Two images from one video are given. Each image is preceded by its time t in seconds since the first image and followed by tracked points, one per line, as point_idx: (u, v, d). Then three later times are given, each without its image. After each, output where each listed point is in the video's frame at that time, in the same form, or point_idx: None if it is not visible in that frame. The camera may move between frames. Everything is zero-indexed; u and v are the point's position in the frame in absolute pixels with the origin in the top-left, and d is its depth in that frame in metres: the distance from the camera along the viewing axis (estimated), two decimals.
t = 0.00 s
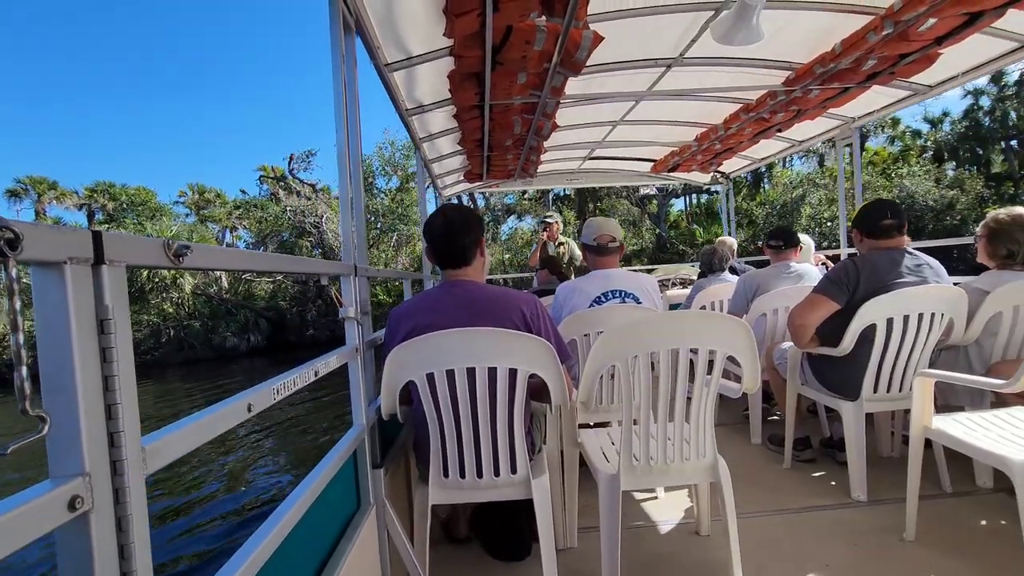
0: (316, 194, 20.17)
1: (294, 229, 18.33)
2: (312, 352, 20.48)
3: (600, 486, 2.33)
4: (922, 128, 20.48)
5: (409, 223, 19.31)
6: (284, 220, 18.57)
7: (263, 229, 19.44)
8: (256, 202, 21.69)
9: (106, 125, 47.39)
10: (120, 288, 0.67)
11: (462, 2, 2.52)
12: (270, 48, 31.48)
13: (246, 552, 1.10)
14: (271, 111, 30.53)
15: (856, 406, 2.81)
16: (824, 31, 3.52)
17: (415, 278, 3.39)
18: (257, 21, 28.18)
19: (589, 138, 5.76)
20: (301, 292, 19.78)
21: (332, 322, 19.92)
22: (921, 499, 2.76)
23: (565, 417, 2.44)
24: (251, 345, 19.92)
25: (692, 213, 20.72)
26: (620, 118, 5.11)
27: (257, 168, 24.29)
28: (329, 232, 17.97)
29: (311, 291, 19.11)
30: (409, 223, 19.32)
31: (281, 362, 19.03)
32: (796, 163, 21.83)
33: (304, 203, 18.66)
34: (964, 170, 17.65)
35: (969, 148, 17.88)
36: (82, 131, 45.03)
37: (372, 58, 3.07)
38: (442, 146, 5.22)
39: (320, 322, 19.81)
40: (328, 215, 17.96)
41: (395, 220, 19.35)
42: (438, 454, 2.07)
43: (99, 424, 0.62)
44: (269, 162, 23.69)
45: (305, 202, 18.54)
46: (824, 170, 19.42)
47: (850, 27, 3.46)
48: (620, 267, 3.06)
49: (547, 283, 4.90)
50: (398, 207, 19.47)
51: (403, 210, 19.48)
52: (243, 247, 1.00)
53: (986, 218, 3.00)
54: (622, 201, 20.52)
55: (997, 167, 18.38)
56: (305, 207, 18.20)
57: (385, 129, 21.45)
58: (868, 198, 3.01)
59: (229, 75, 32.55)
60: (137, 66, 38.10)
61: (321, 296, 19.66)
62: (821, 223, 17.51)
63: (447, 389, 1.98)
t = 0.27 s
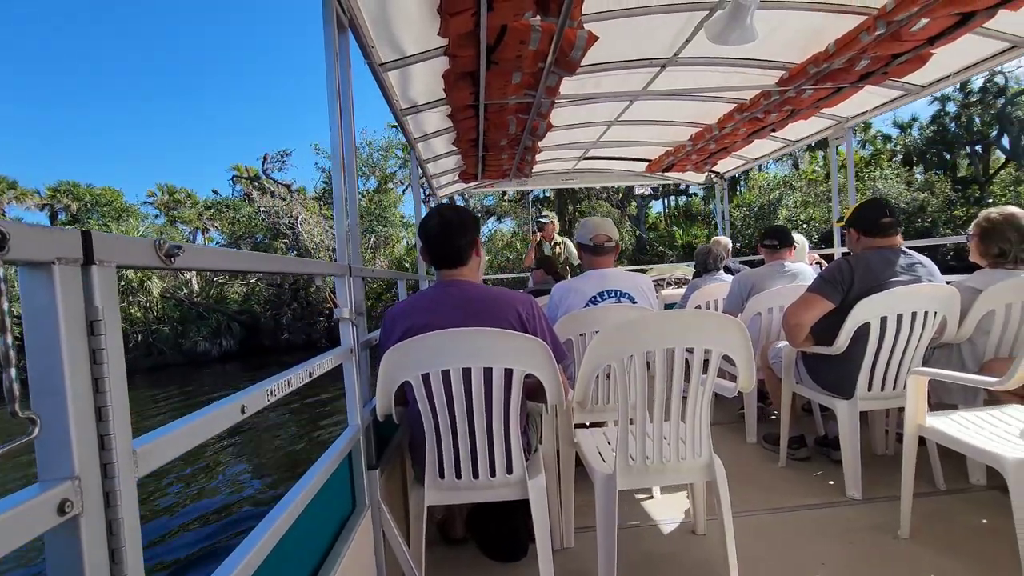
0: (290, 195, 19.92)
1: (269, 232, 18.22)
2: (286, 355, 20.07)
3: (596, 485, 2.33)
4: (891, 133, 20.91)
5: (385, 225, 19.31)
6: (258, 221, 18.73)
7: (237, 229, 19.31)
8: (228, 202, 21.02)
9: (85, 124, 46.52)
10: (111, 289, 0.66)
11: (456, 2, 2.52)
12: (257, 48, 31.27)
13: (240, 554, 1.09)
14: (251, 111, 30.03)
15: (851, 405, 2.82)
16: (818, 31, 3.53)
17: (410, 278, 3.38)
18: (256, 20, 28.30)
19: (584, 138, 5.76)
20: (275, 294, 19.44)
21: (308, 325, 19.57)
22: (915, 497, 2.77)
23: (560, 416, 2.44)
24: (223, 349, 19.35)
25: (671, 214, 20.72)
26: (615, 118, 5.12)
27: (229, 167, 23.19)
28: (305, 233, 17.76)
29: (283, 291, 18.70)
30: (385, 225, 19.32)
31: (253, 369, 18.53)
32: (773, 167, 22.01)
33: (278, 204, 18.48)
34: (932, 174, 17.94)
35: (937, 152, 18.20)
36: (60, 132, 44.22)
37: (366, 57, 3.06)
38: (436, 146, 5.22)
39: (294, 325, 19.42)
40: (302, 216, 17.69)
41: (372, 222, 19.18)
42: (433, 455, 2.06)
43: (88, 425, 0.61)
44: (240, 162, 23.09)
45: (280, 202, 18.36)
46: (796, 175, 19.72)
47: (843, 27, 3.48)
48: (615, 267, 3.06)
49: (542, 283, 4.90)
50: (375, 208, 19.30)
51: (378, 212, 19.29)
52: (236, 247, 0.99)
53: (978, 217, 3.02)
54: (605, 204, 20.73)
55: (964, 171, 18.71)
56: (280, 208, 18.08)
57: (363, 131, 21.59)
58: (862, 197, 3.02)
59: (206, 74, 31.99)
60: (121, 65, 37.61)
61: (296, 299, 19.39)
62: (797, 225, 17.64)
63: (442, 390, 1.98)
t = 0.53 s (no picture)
0: (259, 196, 19.31)
1: (238, 234, 16.94)
2: (255, 360, 20.15)
3: (588, 486, 2.32)
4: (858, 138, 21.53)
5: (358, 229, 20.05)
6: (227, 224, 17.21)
7: (204, 232, 18.23)
8: (196, 203, 19.96)
9: (62, 124, 45.67)
10: (91, 293, 0.65)
11: (446, 3, 2.51)
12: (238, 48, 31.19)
13: (227, 559, 1.08)
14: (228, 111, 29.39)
15: (840, 404, 2.84)
16: (807, 33, 3.56)
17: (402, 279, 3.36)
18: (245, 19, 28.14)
19: (575, 139, 5.77)
20: (245, 298, 19.51)
21: (279, 330, 19.52)
22: (904, 495, 2.79)
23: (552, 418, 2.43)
24: (189, 355, 19.37)
25: (648, 217, 20.82)
26: (606, 119, 5.13)
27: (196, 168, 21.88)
28: (275, 236, 16.29)
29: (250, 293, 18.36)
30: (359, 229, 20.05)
31: (223, 376, 18.46)
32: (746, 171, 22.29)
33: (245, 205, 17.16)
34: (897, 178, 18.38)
35: (902, 156, 18.63)
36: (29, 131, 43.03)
37: (356, 58, 3.04)
38: (428, 147, 5.21)
39: (265, 329, 19.42)
40: (275, 216, 16.59)
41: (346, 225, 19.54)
42: (425, 457, 2.05)
43: (66, 433, 0.60)
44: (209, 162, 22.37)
45: (249, 203, 17.02)
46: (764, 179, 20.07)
47: (831, 29, 3.51)
48: (607, 268, 3.06)
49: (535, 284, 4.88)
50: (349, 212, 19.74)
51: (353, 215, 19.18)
52: (220, 250, 0.98)
53: (965, 217, 3.05)
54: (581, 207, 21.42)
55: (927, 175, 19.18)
56: (248, 209, 16.66)
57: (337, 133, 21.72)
58: (850, 198, 3.05)
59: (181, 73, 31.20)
60: (102, 64, 37.04)
61: (266, 303, 19.72)
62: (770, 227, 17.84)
63: (433, 392, 1.97)
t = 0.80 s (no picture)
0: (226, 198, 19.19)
1: (202, 235, 17.04)
2: (220, 365, 19.60)
3: (577, 488, 2.32)
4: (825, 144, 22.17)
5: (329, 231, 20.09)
6: (190, 224, 17.49)
7: (166, 232, 17.97)
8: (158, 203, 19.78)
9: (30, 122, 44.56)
10: (63, 299, 0.64)
11: (434, 3, 2.50)
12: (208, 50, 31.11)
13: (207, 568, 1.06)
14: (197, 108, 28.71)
15: (827, 404, 2.86)
16: (792, 36, 3.60)
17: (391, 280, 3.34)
18: (223, 14, 27.70)
19: (565, 140, 5.78)
20: (212, 302, 18.92)
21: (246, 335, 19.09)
22: (890, 494, 2.82)
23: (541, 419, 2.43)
24: (151, 361, 18.54)
25: (623, 219, 20.95)
26: (596, 121, 5.14)
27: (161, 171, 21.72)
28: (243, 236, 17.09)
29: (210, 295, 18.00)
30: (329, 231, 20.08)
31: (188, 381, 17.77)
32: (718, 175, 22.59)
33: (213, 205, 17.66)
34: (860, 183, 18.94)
35: (865, 161, 19.17)
36: None
37: (344, 58, 3.03)
38: (416, 148, 5.20)
39: (231, 334, 18.86)
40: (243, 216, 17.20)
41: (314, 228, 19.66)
42: (413, 461, 2.03)
43: (37, 445, 0.59)
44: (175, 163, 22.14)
45: (214, 203, 17.49)
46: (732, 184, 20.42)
47: (816, 31, 3.54)
48: (596, 269, 3.06)
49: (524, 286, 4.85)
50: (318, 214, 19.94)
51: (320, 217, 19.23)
52: (200, 253, 0.96)
53: (949, 218, 3.09)
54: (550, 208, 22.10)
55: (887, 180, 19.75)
56: (215, 210, 17.19)
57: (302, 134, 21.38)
58: (836, 199, 3.07)
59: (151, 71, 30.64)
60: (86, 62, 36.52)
61: (233, 307, 19.34)
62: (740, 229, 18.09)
63: (421, 394, 1.95)
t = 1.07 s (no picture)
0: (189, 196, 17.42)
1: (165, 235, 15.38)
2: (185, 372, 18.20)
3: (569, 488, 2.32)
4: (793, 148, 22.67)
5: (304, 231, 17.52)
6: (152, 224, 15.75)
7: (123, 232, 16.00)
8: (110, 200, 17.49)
9: None
10: (38, 300, 0.63)
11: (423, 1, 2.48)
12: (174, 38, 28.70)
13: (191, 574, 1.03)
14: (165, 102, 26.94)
15: (816, 401, 2.88)
16: (781, 36, 3.61)
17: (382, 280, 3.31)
18: None
19: (556, 139, 5.77)
20: (175, 306, 17.26)
21: (213, 338, 17.67)
22: (879, 490, 2.85)
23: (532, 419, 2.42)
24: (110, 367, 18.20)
25: (598, 220, 20.79)
26: (587, 120, 5.14)
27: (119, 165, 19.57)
28: (209, 237, 15.56)
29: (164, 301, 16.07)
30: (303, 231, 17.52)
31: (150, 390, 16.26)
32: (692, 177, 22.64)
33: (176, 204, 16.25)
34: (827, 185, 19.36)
35: (832, 163, 19.59)
36: None
37: (332, 56, 3.01)
38: (407, 147, 5.17)
39: (196, 338, 17.42)
40: (208, 215, 15.67)
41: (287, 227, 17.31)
42: (403, 462, 2.01)
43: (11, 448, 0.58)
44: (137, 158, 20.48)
45: (177, 202, 16.15)
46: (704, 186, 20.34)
47: (805, 31, 3.56)
48: (586, 268, 3.06)
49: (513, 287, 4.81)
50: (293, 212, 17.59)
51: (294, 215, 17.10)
52: (182, 252, 0.94)
53: (935, 217, 3.12)
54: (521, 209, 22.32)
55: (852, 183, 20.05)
56: (178, 209, 15.71)
57: (273, 127, 19.46)
58: (824, 199, 3.09)
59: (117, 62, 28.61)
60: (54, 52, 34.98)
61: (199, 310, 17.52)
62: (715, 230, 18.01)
63: (410, 394, 1.94)
